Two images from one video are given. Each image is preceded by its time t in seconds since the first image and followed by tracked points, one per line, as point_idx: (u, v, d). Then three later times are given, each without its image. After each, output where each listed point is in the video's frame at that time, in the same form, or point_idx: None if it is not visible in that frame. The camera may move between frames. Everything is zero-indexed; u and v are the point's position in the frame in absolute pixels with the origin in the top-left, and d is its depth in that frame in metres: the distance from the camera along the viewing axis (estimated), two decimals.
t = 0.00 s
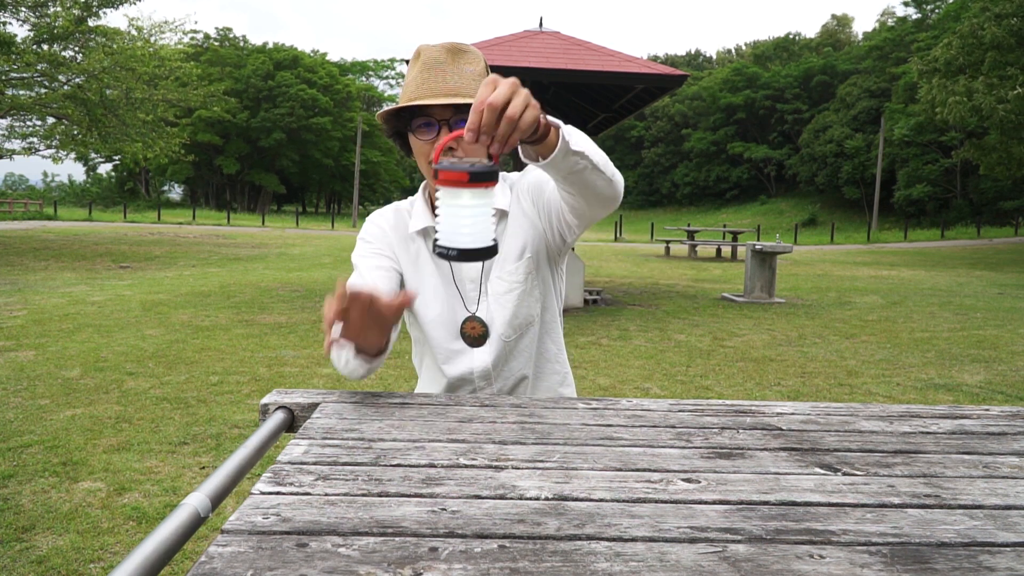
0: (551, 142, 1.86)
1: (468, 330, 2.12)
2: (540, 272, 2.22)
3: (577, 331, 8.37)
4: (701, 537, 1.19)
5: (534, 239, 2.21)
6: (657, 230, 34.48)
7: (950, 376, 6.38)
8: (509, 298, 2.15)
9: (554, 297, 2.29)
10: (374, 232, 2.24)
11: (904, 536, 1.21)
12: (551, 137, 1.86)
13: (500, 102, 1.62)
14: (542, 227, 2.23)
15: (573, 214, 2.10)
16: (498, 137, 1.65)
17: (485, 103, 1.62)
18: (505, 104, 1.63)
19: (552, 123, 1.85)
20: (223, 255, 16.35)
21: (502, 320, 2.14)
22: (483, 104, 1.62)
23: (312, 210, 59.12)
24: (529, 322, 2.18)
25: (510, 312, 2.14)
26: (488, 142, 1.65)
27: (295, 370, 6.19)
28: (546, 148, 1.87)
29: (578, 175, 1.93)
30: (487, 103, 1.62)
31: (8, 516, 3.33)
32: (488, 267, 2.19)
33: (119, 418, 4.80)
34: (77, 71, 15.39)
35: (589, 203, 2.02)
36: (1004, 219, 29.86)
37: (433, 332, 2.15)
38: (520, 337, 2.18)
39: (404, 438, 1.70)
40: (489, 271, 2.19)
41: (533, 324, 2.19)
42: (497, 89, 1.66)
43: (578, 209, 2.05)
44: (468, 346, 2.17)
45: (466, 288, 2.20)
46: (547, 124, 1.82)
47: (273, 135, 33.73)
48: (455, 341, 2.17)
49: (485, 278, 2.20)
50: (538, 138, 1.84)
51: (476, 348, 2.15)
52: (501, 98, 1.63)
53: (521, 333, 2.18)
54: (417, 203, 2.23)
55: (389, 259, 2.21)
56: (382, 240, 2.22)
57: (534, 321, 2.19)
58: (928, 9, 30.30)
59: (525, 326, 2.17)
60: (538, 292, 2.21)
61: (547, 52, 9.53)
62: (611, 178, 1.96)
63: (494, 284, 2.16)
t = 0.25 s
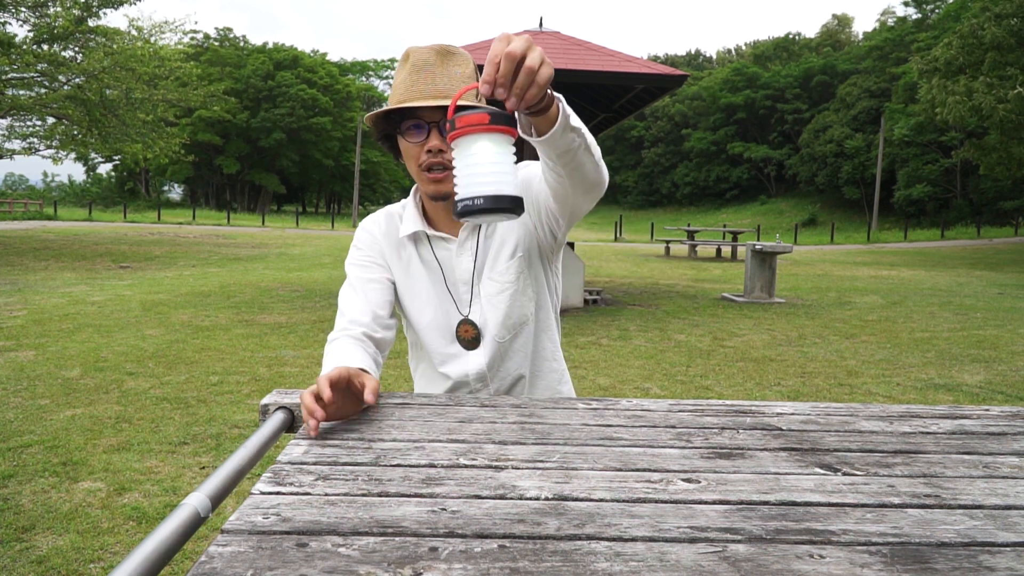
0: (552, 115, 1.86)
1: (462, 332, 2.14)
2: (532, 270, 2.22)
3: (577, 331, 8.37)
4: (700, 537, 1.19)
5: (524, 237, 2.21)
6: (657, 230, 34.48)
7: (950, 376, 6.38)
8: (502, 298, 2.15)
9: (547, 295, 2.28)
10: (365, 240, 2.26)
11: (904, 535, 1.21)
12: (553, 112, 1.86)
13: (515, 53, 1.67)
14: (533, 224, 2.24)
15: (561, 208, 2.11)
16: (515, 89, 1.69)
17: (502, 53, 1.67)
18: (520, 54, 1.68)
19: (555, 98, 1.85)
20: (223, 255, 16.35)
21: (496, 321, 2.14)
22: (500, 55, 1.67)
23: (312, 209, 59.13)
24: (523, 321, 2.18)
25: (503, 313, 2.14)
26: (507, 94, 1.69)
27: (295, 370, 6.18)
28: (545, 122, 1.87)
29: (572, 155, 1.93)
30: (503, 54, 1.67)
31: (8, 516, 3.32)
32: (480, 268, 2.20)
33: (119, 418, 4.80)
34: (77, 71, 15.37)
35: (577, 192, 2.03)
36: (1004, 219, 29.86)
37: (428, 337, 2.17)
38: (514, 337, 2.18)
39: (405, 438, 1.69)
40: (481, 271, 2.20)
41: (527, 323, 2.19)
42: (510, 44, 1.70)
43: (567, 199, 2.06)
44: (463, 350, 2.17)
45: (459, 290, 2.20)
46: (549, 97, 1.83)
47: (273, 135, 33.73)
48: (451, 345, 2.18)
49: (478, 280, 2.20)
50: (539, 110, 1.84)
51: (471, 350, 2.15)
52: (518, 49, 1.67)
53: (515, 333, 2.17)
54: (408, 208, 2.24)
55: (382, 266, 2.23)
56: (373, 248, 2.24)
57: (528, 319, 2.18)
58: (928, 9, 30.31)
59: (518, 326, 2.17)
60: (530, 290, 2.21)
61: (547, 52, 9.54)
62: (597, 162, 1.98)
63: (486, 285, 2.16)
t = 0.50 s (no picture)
0: (549, 108, 1.85)
1: (459, 333, 2.14)
2: (528, 270, 2.22)
3: (576, 331, 8.37)
4: (701, 537, 1.19)
5: (520, 237, 2.21)
6: (657, 230, 34.49)
7: (951, 376, 6.38)
8: (498, 299, 2.15)
9: (544, 295, 2.28)
10: (362, 244, 2.27)
11: (905, 536, 1.21)
12: (551, 106, 1.84)
13: (516, 41, 1.63)
14: (528, 223, 2.24)
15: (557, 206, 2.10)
16: (511, 77, 1.67)
17: (502, 40, 1.64)
18: (522, 42, 1.64)
19: (552, 93, 1.83)
20: (223, 255, 16.35)
21: (492, 322, 2.14)
22: (500, 40, 1.65)
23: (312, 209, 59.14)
24: (520, 321, 2.18)
25: (500, 313, 2.14)
26: (504, 80, 1.67)
27: (295, 370, 6.19)
28: (543, 115, 1.85)
29: (568, 150, 1.93)
30: (504, 40, 1.64)
31: (8, 516, 3.33)
32: (476, 269, 2.19)
33: (119, 418, 4.80)
34: (77, 71, 15.35)
35: (573, 188, 2.03)
36: (1004, 219, 29.85)
37: (425, 340, 2.17)
38: (512, 337, 2.18)
39: (405, 438, 1.70)
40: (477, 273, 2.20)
41: (524, 322, 2.19)
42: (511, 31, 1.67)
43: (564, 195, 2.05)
44: (461, 351, 2.17)
45: (455, 292, 2.20)
46: (547, 90, 1.81)
47: (273, 135, 33.73)
48: (447, 348, 2.17)
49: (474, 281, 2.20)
50: (536, 104, 1.82)
51: (468, 352, 2.15)
52: (519, 36, 1.64)
53: (512, 333, 2.17)
54: (403, 210, 2.24)
55: (379, 268, 2.23)
56: (370, 251, 2.25)
57: (525, 319, 2.18)
58: (928, 9, 30.31)
59: (516, 326, 2.17)
60: (527, 290, 2.21)
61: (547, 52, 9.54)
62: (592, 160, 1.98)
63: (482, 287, 2.16)
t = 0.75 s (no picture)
0: (553, 116, 1.85)
1: (457, 335, 2.14)
2: (528, 272, 2.22)
3: (576, 331, 8.37)
4: (700, 536, 1.19)
5: (520, 239, 2.21)
6: (657, 230, 34.47)
7: (951, 376, 6.38)
8: (498, 301, 2.16)
9: (545, 296, 2.29)
10: (360, 244, 2.26)
11: (904, 536, 1.21)
12: (555, 112, 1.83)
13: (519, 52, 1.63)
14: (529, 226, 2.23)
15: (560, 209, 2.10)
16: (516, 88, 1.66)
17: (505, 51, 1.64)
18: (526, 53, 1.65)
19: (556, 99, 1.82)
20: (223, 255, 16.34)
21: (492, 324, 2.14)
22: (504, 51, 1.64)
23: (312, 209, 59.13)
24: (520, 324, 2.18)
25: (499, 315, 2.15)
26: (509, 91, 1.66)
27: (295, 370, 6.19)
28: (546, 123, 1.85)
29: (573, 157, 1.92)
30: (506, 52, 1.64)
31: (8, 516, 3.32)
32: (476, 271, 2.20)
33: (119, 418, 4.80)
34: (77, 71, 15.33)
35: (575, 194, 2.03)
36: (1004, 219, 29.84)
37: (423, 340, 2.17)
38: (512, 338, 2.18)
39: (405, 439, 1.69)
40: (476, 274, 2.20)
41: (524, 324, 2.19)
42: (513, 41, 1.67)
43: (567, 203, 2.05)
44: (460, 353, 2.17)
45: (453, 293, 2.20)
46: (552, 98, 1.80)
47: (273, 135, 33.72)
48: (445, 348, 2.17)
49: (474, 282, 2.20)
50: (541, 111, 1.82)
51: (467, 353, 2.16)
52: (522, 48, 1.64)
53: (512, 335, 2.18)
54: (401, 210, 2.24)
55: (378, 268, 2.23)
56: (369, 251, 2.25)
57: (525, 321, 2.18)
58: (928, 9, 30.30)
59: (516, 328, 2.17)
60: (527, 293, 2.21)
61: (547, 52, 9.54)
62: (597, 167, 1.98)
63: (482, 288, 2.16)
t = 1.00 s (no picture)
0: (561, 124, 1.85)
1: (454, 337, 2.15)
2: (528, 274, 2.23)
3: (576, 331, 8.37)
4: (700, 537, 1.19)
5: (521, 241, 2.21)
6: (657, 230, 34.48)
7: (951, 376, 6.38)
8: (497, 303, 2.16)
9: (545, 298, 2.29)
10: (359, 243, 2.26)
11: (904, 535, 1.21)
12: (562, 119, 1.84)
13: (529, 61, 1.64)
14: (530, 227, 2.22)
15: (561, 211, 2.09)
16: (526, 97, 1.67)
17: (516, 60, 1.65)
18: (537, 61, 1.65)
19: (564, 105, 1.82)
20: (223, 255, 16.34)
21: (491, 326, 2.15)
22: (514, 60, 1.65)
23: (312, 209, 59.10)
24: (519, 326, 2.18)
25: (499, 317, 2.15)
26: (519, 101, 1.67)
27: (294, 370, 6.20)
28: (554, 131, 1.86)
29: (579, 163, 1.93)
30: (517, 61, 1.64)
31: (8, 516, 3.32)
32: (475, 273, 2.19)
33: (119, 418, 4.80)
34: (77, 70, 15.30)
35: (578, 198, 2.03)
36: (1004, 219, 29.84)
37: (421, 341, 2.17)
38: (511, 341, 2.19)
39: (405, 438, 1.70)
40: (475, 276, 2.19)
41: (523, 327, 2.19)
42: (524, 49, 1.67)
43: (570, 208, 2.06)
44: (457, 354, 2.18)
45: (452, 294, 2.20)
46: (560, 106, 1.81)
47: (273, 135, 33.72)
48: (444, 349, 2.17)
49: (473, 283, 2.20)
50: (550, 120, 1.83)
51: (465, 356, 2.16)
52: (532, 57, 1.64)
53: (511, 337, 2.18)
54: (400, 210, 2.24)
55: (377, 268, 2.23)
56: (368, 252, 2.24)
57: (525, 324, 2.19)
58: (928, 9, 30.31)
59: (515, 329, 2.18)
60: (527, 294, 2.21)
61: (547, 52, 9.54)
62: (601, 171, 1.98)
63: (481, 290, 2.16)
